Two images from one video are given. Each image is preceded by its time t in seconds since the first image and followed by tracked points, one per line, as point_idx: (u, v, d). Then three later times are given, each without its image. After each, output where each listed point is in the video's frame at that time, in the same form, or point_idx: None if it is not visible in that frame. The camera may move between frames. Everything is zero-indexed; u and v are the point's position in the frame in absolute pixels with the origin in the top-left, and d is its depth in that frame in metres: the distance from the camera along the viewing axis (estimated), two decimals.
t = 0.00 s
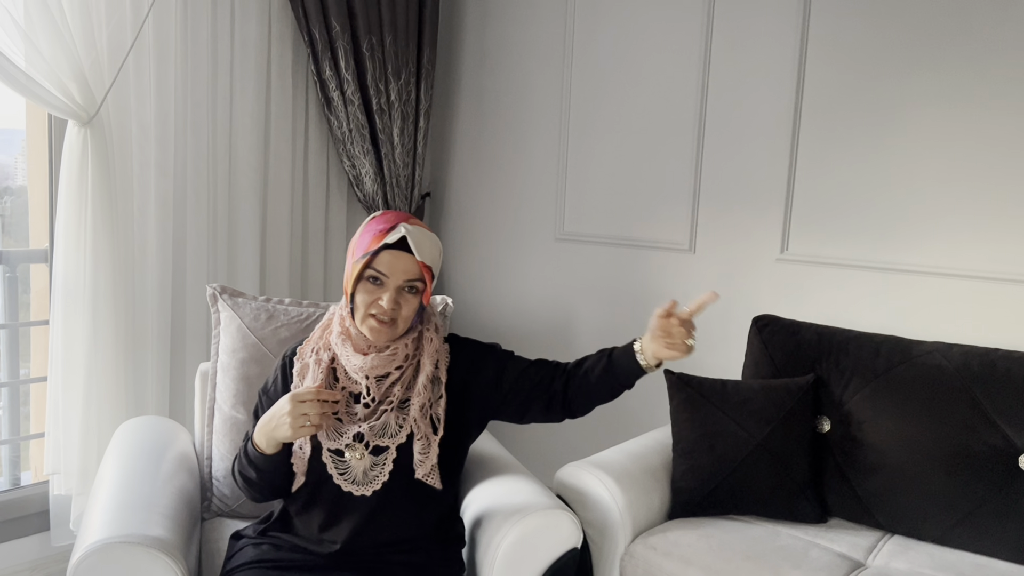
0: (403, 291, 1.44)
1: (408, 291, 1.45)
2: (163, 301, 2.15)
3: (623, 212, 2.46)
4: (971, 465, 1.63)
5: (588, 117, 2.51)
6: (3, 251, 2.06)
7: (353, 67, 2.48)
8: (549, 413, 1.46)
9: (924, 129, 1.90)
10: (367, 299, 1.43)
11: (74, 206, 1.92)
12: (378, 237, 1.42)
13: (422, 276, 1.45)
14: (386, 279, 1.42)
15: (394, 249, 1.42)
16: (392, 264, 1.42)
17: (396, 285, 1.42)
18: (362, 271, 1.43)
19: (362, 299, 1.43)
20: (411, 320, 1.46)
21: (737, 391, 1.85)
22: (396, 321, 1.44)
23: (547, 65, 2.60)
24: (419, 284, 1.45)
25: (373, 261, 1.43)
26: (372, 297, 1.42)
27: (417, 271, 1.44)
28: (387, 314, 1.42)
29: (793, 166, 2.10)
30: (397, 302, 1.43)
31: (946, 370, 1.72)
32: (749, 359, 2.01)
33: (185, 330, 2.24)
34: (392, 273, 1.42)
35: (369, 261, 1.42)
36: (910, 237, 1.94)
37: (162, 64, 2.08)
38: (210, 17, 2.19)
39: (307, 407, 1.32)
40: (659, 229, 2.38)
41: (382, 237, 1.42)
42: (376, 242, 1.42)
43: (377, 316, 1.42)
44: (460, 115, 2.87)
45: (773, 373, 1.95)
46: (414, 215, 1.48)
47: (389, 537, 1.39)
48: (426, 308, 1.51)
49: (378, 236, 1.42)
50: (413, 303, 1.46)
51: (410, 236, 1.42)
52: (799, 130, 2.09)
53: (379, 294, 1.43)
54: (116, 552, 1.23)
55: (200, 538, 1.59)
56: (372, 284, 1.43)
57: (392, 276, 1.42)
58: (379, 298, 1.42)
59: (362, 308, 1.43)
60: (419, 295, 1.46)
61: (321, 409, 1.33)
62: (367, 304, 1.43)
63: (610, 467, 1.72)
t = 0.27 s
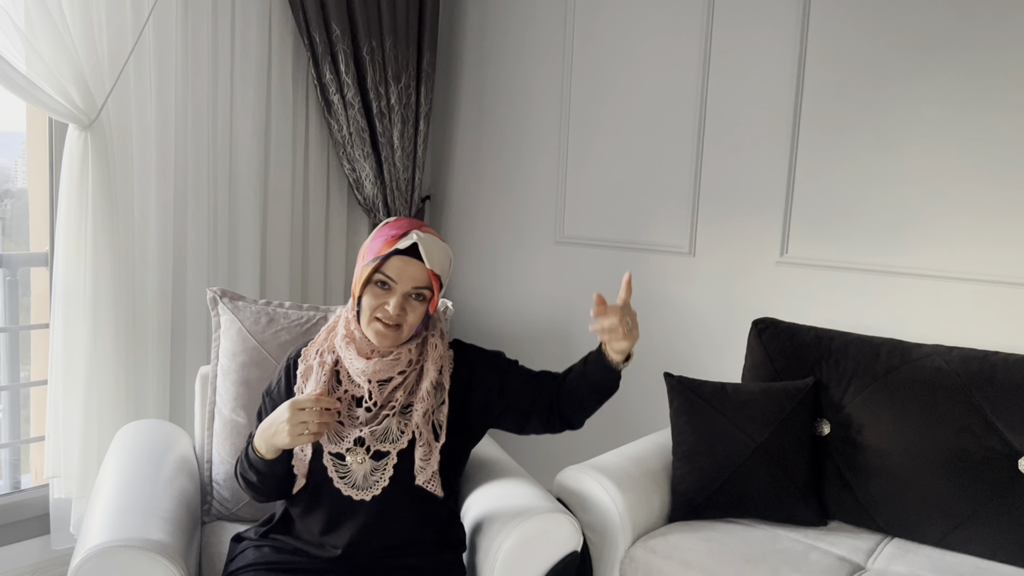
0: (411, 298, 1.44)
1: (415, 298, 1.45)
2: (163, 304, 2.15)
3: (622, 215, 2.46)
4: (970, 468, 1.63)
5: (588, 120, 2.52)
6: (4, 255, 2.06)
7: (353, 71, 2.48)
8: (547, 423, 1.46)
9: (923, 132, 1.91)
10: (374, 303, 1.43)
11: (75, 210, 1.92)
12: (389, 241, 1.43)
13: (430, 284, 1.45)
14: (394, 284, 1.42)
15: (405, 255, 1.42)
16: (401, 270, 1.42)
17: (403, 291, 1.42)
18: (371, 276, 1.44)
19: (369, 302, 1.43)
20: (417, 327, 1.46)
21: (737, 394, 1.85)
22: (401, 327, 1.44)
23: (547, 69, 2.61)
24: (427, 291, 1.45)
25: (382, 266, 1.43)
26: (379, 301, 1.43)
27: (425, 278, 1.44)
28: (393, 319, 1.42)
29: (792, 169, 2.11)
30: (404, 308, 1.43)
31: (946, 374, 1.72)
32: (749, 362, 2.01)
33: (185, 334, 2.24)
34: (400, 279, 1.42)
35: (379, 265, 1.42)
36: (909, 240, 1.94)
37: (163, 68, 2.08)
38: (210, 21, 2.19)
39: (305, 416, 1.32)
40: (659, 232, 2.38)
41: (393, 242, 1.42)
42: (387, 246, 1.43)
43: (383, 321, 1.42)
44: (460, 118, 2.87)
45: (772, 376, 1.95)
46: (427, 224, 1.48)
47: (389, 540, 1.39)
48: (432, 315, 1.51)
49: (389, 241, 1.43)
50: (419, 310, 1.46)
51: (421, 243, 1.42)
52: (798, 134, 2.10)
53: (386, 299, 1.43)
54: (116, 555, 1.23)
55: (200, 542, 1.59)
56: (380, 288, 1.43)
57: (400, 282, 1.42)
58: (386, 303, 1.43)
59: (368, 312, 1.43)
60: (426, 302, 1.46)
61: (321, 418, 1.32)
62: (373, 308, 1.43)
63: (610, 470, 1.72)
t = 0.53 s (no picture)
0: (401, 303, 1.43)
1: (406, 303, 1.44)
2: (165, 305, 2.15)
3: (624, 216, 2.46)
4: (972, 468, 1.63)
5: (589, 122, 2.52)
6: (6, 256, 2.06)
7: (354, 72, 2.49)
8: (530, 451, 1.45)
9: (924, 133, 1.91)
10: (364, 309, 1.43)
11: (76, 211, 1.92)
12: (377, 248, 1.42)
13: (420, 289, 1.44)
14: (383, 291, 1.42)
15: (393, 262, 1.42)
16: (389, 277, 1.42)
17: (392, 298, 1.42)
18: (360, 283, 1.44)
19: (359, 310, 1.43)
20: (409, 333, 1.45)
21: (737, 394, 1.85)
22: (393, 333, 1.43)
23: (548, 70, 2.61)
24: (417, 297, 1.44)
25: (371, 273, 1.43)
26: (369, 308, 1.42)
27: (415, 284, 1.43)
28: (384, 326, 1.42)
29: (793, 169, 2.11)
30: (395, 314, 1.43)
31: (947, 374, 1.72)
32: (749, 362, 2.01)
33: (187, 335, 2.24)
34: (389, 286, 1.42)
35: (367, 272, 1.42)
36: (910, 240, 1.94)
37: (165, 69, 2.09)
38: (212, 23, 2.20)
39: (297, 425, 1.31)
40: (659, 233, 2.38)
41: (380, 249, 1.42)
42: (375, 253, 1.42)
43: (373, 328, 1.42)
44: (461, 119, 2.87)
45: (773, 376, 1.95)
46: (417, 227, 1.47)
47: (389, 541, 1.39)
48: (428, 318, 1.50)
49: (376, 248, 1.42)
50: (411, 316, 1.45)
51: (408, 250, 1.41)
52: (799, 134, 2.10)
53: (376, 305, 1.43)
54: (116, 555, 1.24)
55: (200, 542, 1.60)
56: (370, 295, 1.43)
57: (389, 289, 1.42)
58: (375, 309, 1.42)
59: (360, 318, 1.43)
60: (417, 308, 1.45)
61: (313, 427, 1.31)
62: (363, 315, 1.43)
63: (610, 471, 1.72)
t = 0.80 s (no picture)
0: (395, 313, 1.43)
1: (400, 312, 1.44)
2: (166, 306, 2.16)
3: (624, 217, 2.47)
4: (972, 468, 1.63)
5: (590, 123, 2.52)
6: (8, 258, 2.07)
7: (356, 74, 2.49)
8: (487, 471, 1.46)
9: (924, 133, 1.91)
10: (359, 322, 1.42)
11: (78, 213, 1.93)
12: (366, 261, 1.41)
13: (413, 298, 1.44)
14: (375, 302, 1.41)
15: (383, 273, 1.40)
16: (381, 288, 1.41)
17: (387, 309, 1.41)
18: (353, 295, 1.43)
19: (354, 322, 1.42)
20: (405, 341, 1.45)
21: (738, 396, 1.85)
22: (390, 342, 1.43)
23: (549, 72, 2.61)
24: (411, 305, 1.44)
25: (362, 285, 1.42)
26: (363, 321, 1.42)
27: (407, 293, 1.42)
28: (380, 337, 1.41)
29: (794, 170, 2.11)
30: (390, 324, 1.42)
31: (948, 374, 1.72)
32: (750, 364, 2.01)
33: (189, 336, 2.25)
34: (382, 297, 1.41)
35: (358, 285, 1.41)
36: (912, 241, 1.94)
37: (166, 72, 2.09)
38: (214, 25, 2.21)
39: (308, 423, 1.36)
40: (660, 234, 2.39)
41: (370, 261, 1.41)
42: (364, 266, 1.41)
43: (370, 338, 1.42)
44: (462, 121, 2.88)
45: (774, 378, 1.94)
46: (405, 231, 1.45)
47: (390, 543, 1.39)
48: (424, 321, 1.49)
49: (366, 259, 1.41)
50: (407, 324, 1.45)
51: (398, 260, 1.40)
52: (800, 135, 2.10)
53: (370, 317, 1.42)
54: (118, 555, 1.24)
55: (201, 543, 1.60)
56: (363, 307, 1.42)
57: (382, 301, 1.41)
58: (370, 322, 1.41)
59: (356, 330, 1.42)
60: (412, 316, 1.45)
61: (319, 422, 1.37)
62: (359, 327, 1.42)
63: (611, 472, 1.72)
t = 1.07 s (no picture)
0: (392, 332, 1.37)
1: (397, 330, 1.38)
2: (169, 309, 2.17)
3: (626, 219, 2.47)
4: (975, 470, 1.63)
5: (592, 125, 2.53)
6: (12, 261, 2.08)
7: (358, 77, 2.50)
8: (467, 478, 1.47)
9: (926, 135, 1.91)
10: (357, 345, 1.37)
11: (81, 216, 1.93)
12: (356, 288, 1.33)
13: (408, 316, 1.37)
14: (370, 329, 1.35)
15: (373, 302, 1.33)
16: (374, 316, 1.34)
17: (383, 333, 1.35)
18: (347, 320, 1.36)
19: (352, 345, 1.37)
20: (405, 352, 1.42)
21: (740, 397, 1.85)
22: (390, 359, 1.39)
23: (550, 74, 2.62)
24: (407, 323, 1.38)
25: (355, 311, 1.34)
26: (360, 345, 1.36)
27: (402, 316, 1.36)
28: (381, 359, 1.37)
29: (796, 171, 2.11)
30: (388, 344, 1.37)
31: (950, 376, 1.72)
32: (752, 365, 2.01)
33: (192, 338, 2.26)
34: (376, 324, 1.34)
35: (352, 313, 1.34)
36: (914, 242, 1.94)
37: (169, 75, 2.10)
38: (216, 29, 2.22)
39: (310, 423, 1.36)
40: (662, 236, 2.39)
41: (359, 289, 1.33)
42: (354, 293, 1.33)
43: (370, 361, 1.37)
44: (465, 123, 2.88)
45: (776, 379, 1.94)
46: (391, 247, 1.35)
47: (391, 544, 1.40)
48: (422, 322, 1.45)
49: (355, 287, 1.33)
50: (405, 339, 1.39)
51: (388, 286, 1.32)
52: (802, 137, 2.10)
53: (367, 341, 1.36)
54: (120, 557, 1.24)
55: (204, 544, 1.60)
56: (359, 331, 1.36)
57: (377, 327, 1.35)
58: (368, 346, 1.36)
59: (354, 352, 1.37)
60: (410, 330, 1.39)
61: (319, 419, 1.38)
62: (357, 350, 1.37)
63: (613, 473, 1.72)
